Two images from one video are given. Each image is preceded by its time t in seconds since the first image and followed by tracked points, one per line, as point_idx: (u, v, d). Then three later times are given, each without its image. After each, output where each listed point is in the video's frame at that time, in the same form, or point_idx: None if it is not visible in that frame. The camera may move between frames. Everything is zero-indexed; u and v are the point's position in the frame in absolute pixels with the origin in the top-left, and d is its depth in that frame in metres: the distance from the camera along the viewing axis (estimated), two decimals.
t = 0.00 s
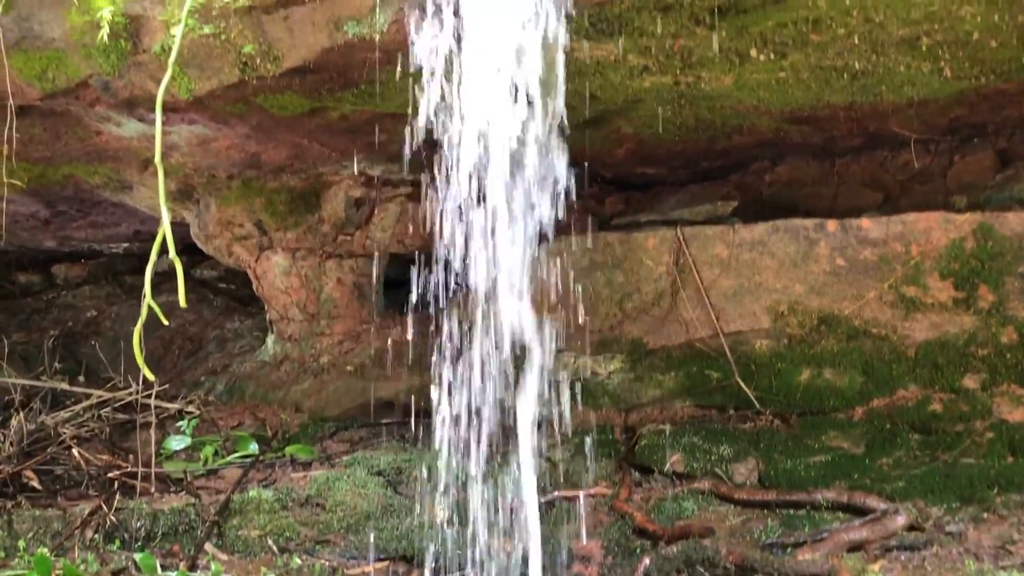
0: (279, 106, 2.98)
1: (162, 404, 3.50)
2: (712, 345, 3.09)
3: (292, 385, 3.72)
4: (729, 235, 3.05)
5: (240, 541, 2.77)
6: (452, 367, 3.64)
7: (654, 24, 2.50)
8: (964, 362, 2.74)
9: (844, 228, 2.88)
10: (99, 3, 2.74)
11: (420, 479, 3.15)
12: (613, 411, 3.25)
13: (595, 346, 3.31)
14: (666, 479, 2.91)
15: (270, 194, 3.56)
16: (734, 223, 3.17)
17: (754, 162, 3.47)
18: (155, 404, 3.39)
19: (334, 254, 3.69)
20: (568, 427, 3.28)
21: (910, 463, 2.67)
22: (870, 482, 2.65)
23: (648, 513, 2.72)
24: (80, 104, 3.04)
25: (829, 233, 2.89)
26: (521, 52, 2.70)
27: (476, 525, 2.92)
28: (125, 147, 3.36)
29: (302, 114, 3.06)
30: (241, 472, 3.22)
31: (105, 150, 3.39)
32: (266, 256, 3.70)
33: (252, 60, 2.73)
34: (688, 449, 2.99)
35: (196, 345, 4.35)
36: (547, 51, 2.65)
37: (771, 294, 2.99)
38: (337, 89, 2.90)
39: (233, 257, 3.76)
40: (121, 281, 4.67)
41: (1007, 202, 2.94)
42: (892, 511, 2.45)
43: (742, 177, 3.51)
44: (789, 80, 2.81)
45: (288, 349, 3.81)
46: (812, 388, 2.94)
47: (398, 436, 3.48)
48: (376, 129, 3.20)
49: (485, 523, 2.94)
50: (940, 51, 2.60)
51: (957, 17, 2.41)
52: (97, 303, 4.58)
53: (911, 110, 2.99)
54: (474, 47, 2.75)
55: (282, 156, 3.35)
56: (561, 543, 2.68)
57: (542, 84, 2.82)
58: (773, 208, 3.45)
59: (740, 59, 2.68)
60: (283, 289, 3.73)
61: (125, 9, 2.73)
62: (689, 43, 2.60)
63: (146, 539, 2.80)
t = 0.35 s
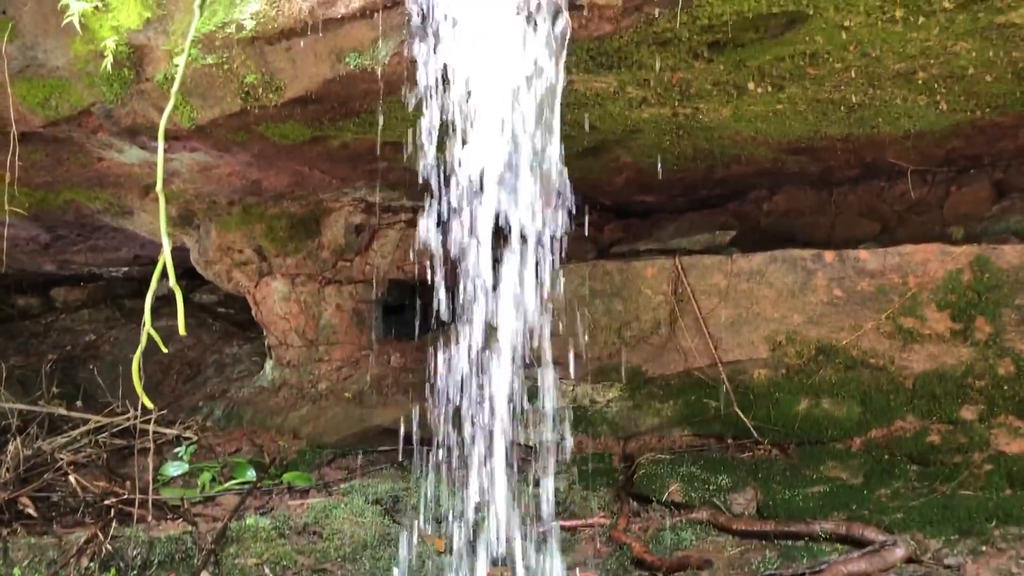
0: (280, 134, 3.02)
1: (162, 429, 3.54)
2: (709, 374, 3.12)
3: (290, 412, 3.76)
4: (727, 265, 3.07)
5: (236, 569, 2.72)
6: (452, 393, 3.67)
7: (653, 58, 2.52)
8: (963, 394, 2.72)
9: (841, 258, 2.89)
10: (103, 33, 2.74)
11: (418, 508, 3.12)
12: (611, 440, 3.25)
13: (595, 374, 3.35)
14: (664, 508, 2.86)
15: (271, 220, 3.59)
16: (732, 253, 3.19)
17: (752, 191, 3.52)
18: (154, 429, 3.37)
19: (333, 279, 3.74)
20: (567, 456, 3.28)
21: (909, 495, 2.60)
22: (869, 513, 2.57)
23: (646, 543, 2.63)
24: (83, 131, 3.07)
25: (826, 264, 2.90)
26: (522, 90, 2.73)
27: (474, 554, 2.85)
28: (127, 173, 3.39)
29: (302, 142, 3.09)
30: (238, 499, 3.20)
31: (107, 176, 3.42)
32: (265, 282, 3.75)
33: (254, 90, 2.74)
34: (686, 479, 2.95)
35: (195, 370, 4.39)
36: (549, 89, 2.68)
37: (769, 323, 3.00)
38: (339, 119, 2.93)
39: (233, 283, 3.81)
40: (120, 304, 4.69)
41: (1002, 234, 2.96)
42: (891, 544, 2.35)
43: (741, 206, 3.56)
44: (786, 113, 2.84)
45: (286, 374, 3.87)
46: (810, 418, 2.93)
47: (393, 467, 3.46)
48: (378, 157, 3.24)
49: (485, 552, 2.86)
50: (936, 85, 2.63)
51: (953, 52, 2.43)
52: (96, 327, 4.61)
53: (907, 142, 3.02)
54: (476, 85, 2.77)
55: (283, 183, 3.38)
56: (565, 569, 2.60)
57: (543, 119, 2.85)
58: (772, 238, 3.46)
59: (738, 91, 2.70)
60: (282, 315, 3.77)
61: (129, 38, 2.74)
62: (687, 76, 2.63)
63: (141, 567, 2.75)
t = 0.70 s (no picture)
0: (278, 156, 3.03)
1: (157, 451, 3.54)
2: (707, 398, 3.12)
3: (286, 433, 3.79)
4: (724, 288, 3.09)
5: None
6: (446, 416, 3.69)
7: (650, 84, 2.53)
8: (958, 419, 2.72)
9: (838, 283, 2.89)
10: (103, 56, 2.74)
11: (412, 530, 3.10)
12: (608, 463, 3.24)
13: (591, 398, 3.35)
14: (660, 533, 2.83)
15: (268, 240, 3.60)
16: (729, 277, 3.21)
17: (750, 215, 3.56)
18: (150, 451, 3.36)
19: (330, 300, 3.77)
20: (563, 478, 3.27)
21: (906, 521, 2.57)
22: (863, 539, 2.55)
23: (641, 567, 2.63)
24: (81, 152, 3.07)
25: (823, 288, 2.90)
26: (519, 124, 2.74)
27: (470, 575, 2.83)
28: (125, 194, 3.40)
29: (301, 164, 3.10)
30: (234, 522, 3.19)
31: (105, 197, 3.43)
32: (262, 302, 3.76)
33: (254, 113, 2.77)
34: (683, 503, 2.93)
35: (191, 391, 4.40)
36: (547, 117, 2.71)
37: (766, 347, 3.00)
38: (337, 142, 2.95)
39: (229, 302, 3.81)
40: (117, 322, 4.77)
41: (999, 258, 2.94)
42: (887, 569, 2.35)
43: (738, 229, 3.59)
44: (782, 137, 2.85)
45: (283, 396, 3.86)
46: (808, 443, 2.93)
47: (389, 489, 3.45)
48: (375, 180, 3.26)
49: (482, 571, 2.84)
50: (932, 111, 2.64)
51: (947, 80, 2.43)
52: (92, 346, 4.63)
53: (903, 166, 3.03)
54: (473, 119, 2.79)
55: (280, 204, 3.39)
56: None
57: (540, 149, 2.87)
58: (769, 261, 3.49)
59: (734, 116, 2.72)
60: (278, 335, 3.78)
61: (129, 61, 2.74)
62: (684, 101, 2.64)
63: None
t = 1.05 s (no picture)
0: (278, 180, 3.05)
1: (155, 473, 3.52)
2: (704, 422, 3.12)
3: (283, 454, 3.79)
4: (721, 312, 3.10)
5: None
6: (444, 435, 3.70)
7: (647, 110, 2.55)
8: (954, 443, 2.71)
9: (833, 307, 2.91)
10: (103, 80, 2.75)
11: (411, 555, 3.03)
12: (606, 485, 3.23)
13: (588, 420, 3.35)
14: (656, 557, 2.83)
15: (267, 261, 3.63)
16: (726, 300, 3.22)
17: (747, 237, 3.59)
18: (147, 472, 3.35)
19: (328, 321, 3.81)
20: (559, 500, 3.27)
21: (903, 546, 2.59)
22: (862, 562, 2.59)
23: None
24: (82, 174, 3.09)
25: (819, 313, 2.93)
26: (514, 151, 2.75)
27: None
28: (125, 216, 3.42)
29: (300, 187, 3.12)
30: (230, 543, 3.16)
31: (105, 219, 3.45)
32: (261, 323, 3.78)
33: (253, 137, 2.78)
34: (680, 527, 2.93)
35: (189, 411, 4.44)
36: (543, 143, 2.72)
37: (763, 372, 3.02)
38: (336, 165, 2.96)
39: (228, 323, 3.83)
40: (115, 341, 4.83)
41: (994, 283, 2.92)
42: None
43: (734, 251, 3.63)
44: (778, 162, 2.86)
45: (281, 416, 3.90)
46: (805, 467, 2.92)
47: (385, 511, 3.40)
48: (373, 203, 3.29)
49: None
50: (926, 137, 2.65)
51: (941, 107, 2.45)
52: (90, 366, 4.68)
53: (898, 191, 3.05)
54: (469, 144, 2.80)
55: (279, 226, 3.42)
56: None
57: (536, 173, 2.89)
58: (765, 282, 3.52)
59: (730, 142, 2.73)
60: (276, 356, 3.80)
61: (130, 86, 2.76)
62: (680, 127, 2.66)
63: None
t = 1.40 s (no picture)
0: (279, 199, 3.06)
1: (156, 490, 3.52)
2: (704, 439, 3.11)
3: (283, 471, 3.78)
4: (721, 330, 3.10)
5: None
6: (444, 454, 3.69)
7: (646, 130, 2.56)
8: (954, 462, 2.68)
9: (833, 326, 2.90)
10: (105, 99, 2.76)
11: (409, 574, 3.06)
12: (606, 504, 3.24)
13: (589, 438, 3.35)
14: None
15: (268, 278, 3.65)
16: (726, 318, 3.22)
17: (746, 253, 3.61)
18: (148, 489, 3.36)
19: (329, 338, 3.82)
20: (561, 518, 3.28)
21: (905, 566, 2.63)
22: None
23: None
24: (83, 193, 3.09)
25: (818, 331, 2.92)
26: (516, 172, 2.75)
27: None
28: (126, 232, 3.43)
29: (301, 206, 3.14)
30: (231, 562, 3.16)
31: (106, 236, 3.46)
32: (261, 339, 3.80)
33: (254, 157, 2.79)
34: (681, 545, 2.96)
35: (189, 427, 4.43)
36: (544, 165, 2.74)
37: (763, 390, 3.02)
38: (337, 184, 2.97)
39: (228, 340, 3.84)
40: (116, 357, 4.86)
41: (994, 301, 2.95)
42: None
43: (734, 267, 3.63)
44: (778, 180, 2.87)
45: (281, 433, 3.89)
46: (805, 485, 2.92)
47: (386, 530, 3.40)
48: (373, 221, 3.31)
49: None
50: (925, 157, 2.66)
51: (940, 127, 2.45)
52: (91, 382, 4.69)
53: (897, 209, 3.05)
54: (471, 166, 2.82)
55: (280, 243, 3.44)
56: None
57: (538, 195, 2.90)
58: (764, 299, 3.53)
59: (729, 161, 2.74)
60: (276, 372, 3.81)
61: (131, 105, 2.78)
62: (679, 146, 2.66)
63: None
